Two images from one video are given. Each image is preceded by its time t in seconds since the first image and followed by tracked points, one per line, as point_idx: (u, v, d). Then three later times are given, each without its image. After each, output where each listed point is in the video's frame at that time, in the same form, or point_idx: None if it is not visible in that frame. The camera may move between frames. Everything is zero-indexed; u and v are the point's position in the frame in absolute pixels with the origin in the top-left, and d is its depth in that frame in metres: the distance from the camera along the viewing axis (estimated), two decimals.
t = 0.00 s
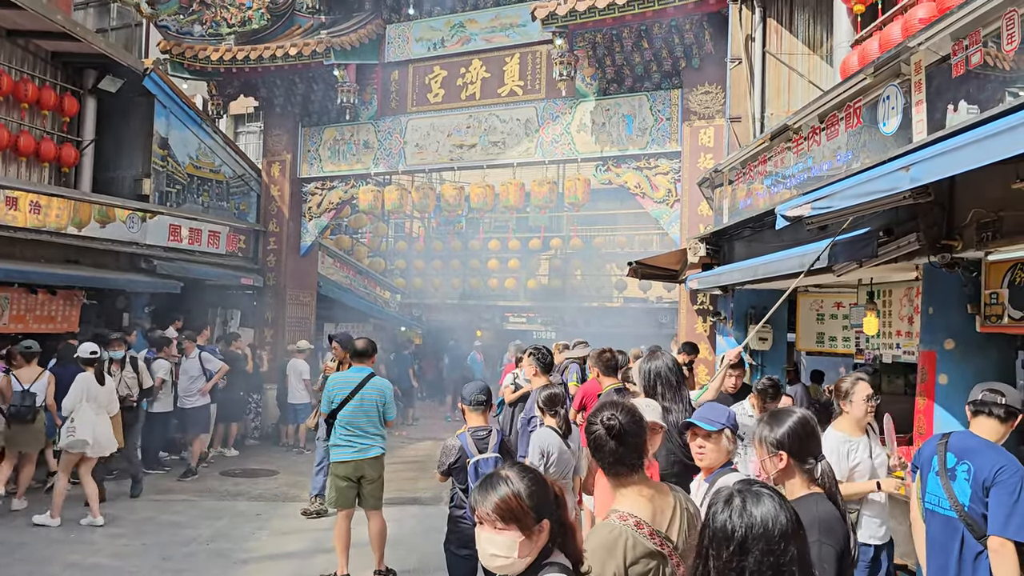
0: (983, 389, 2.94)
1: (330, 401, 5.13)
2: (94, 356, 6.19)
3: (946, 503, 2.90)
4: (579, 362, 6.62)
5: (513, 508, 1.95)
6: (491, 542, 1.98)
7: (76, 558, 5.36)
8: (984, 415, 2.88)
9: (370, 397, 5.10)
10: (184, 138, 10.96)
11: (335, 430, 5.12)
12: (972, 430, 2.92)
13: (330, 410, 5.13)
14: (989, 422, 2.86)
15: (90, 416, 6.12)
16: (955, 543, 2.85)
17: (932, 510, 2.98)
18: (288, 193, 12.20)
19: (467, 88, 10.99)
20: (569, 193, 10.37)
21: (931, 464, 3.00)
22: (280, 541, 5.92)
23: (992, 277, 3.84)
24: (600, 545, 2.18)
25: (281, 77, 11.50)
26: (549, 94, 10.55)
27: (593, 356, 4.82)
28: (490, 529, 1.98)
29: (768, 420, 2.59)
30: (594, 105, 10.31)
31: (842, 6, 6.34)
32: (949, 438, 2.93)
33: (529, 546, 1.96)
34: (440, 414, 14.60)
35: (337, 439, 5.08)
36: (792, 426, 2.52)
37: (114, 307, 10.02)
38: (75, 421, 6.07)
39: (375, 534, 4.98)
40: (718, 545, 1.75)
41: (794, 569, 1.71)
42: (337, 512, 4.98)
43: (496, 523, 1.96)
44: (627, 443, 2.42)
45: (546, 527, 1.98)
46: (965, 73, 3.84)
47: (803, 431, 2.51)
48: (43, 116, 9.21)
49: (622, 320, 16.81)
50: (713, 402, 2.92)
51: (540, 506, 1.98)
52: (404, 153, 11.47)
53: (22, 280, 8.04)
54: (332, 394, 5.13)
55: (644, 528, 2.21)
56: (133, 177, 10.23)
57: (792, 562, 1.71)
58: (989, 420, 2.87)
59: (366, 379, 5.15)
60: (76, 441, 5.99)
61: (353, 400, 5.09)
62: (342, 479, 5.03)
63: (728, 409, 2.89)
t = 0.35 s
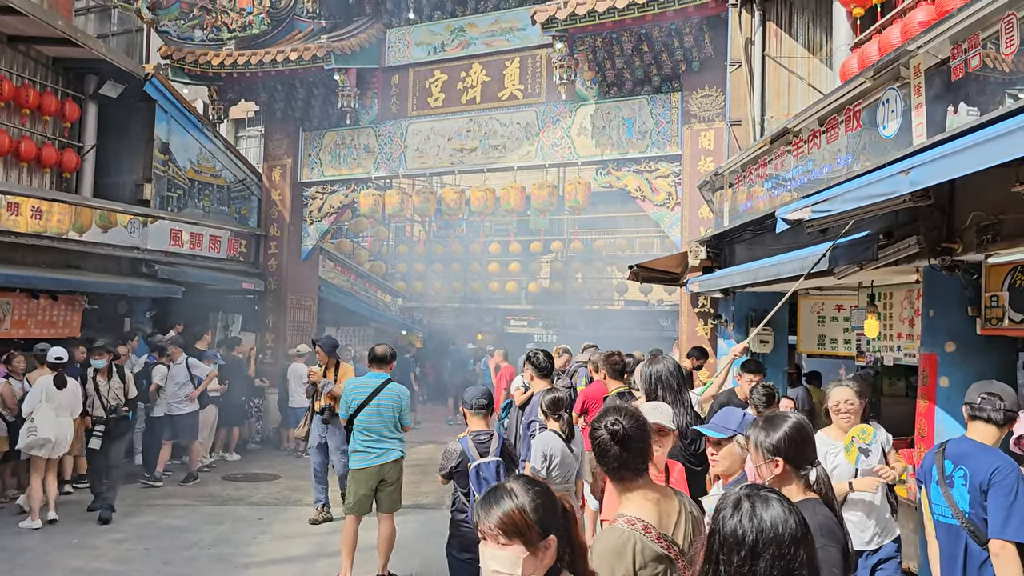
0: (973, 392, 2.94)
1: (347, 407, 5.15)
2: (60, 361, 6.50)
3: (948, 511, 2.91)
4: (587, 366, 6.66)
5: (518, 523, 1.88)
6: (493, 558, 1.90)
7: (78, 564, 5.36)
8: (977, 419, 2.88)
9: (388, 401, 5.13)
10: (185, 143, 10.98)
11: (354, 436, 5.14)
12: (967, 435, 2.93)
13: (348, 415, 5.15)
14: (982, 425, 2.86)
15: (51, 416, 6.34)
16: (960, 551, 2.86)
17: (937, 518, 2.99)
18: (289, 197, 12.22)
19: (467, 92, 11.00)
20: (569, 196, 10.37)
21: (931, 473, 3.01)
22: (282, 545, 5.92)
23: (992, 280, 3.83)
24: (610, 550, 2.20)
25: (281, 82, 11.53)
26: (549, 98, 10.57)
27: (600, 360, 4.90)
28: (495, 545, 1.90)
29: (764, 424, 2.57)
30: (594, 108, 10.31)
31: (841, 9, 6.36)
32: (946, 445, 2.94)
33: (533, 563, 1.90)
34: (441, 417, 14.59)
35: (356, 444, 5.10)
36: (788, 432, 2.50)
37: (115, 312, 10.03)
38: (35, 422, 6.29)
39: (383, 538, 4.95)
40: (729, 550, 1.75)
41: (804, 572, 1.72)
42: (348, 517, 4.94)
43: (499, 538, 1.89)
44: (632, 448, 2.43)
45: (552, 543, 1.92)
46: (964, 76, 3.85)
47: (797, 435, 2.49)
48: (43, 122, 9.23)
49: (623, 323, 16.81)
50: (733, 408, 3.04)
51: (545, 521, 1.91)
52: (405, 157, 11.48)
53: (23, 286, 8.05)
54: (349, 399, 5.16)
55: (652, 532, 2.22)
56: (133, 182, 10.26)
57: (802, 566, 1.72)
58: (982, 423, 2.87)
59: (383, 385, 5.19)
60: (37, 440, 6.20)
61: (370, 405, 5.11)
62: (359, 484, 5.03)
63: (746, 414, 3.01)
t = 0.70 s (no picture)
0: (982, 394, 2.91)
1: (357, 410, 5.16)
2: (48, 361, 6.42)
3: (952, 515, 2.90)
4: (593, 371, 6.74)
5: (516, 538, 1.87)
6: (492, 571, 1.89)
7: (78, 568, 5.35)
8: (987, 422, 2.85)
9: (394, 405, 5.11)
10: (184, 147, 10.98)
11: (362, 440, 5.16)
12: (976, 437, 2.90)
13: (357, 420, 5.16)
14: (993, 428, 2.83)
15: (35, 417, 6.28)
16: (963, 554, 2.85)
17: (939, 520, 2.98)
18: (289, 201, 12.22)
19: (466, 95, 11.02)
20: (568, 198, 10.37)
21: (937, 474, 2.99)
22: (282, 549, 5.90)
23: (992, 281, 3.82)
24: (613, 552, 2.18)
25: (281, 85, 11.54)
26: (548, 101, 10.57)
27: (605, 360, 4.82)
28: (492, 559, 1.90)
29: (764, 426, 2.57)
30: (594, 111, 10.31)
31: (840, 11, 6.37)
32: (955, 447, 2.92)
33: None
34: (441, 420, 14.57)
35: (363, 448, 5.10)
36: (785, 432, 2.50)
37: (115, 316, 10.02)
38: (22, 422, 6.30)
39: (388, 542, 4.93)
40: (731, 552, 1.74)
41: (806, 571, 1.72)
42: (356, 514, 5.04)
43: (497, 552, 1.89)
44: (636, 450, 2.43)
45: (553, 558, 1.89)
46: (964, 77, 3.85)
47: (794, 435, 2.50)
48: (43, 126, 9.24)
49: (623, 325, 16.80)
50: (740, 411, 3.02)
51: (546, 535, 1.89)
52: (404, 160, 11.50)
53: (23, 290, 8.05)
54: (356, 403, 5.16)
55: (655, 535, 2.22)
56: (133, 186, 10.26)
57: (804, 566, 1.72)
58: (992, 426, 2.84)
59: (389, 389, 5.18)
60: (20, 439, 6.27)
61: (377, 409, 5.11)
62: (368, 487, 5.05)
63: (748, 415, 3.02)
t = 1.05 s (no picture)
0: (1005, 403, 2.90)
1: (354, 418, 5.13)
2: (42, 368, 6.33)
3: (959, 525, 2.86)
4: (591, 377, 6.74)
5: (513, 550, 1.86)
6: None
7: None
8: (1005, 433, 2.83)
9: (392, 413, 5.07)
10: (183, 154, 11.00)
11: (360, 446, 5.14)
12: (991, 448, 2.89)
13: (355, 428, 5.13)
14: (1010, 439, 2.82)
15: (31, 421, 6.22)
16: (966, 565, 2.82)
17: (945, 529, 2.95)
18: (287, 208, 12.22)
19: (464, 103, 11.04)
20: (566, 206, 10.39)
21: (946, 482, 2.97)
22: (279, 557, 5.87)
23: (990, 288, 3.81)
24: (614, 561, 2.15)
25: (279, 94, 11.56)
26: (546, 108, 10.59)
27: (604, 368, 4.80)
28: (490, 570, 1.89)
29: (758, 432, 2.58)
30: (591, 118, 10.34)
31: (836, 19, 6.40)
32: (968, 455, 2.88)
33: None
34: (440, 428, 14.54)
35: (361, 454, 5.08)
36: (777, 438, 2.52)
37: (112, 324, 10.00)
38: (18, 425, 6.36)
39: (385, 551, 4.91)
40: (724, 560, 1.72)
41: None
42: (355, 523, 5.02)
43: (496, 564, 1.88)
44: (638, 456, 2.43)
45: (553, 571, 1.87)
46: (959, 84, 3.87)
47: (788, 441, 2.51)
48: (42, 134, 9.25)
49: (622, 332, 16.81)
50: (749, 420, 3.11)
51: (545, 547, 1.87)
52: (402, 167, 11.50)
53: (21, 298, 8.05)
54: (355, 411, 5.12)
55: (654, 543, 2.20)
56: (132, 194, 10.27)
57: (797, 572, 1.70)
58: (1010, 437, 2.83)
59: (387, 396, 5.13)
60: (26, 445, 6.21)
61: (375, 417, 5.07)
62: (365, 494, 5.04)
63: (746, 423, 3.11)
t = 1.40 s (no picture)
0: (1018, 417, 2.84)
1: (350, 429, 5.09)
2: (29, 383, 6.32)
3: (959, 539, 2.82)
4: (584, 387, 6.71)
5: (504, 559, 1.83)
6: None
7: None
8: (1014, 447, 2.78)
9: (387, 423, 5.04)
10: (183, 165, 11.04)
11: (356, 457, 5.10)
12: (1000, 462, 2.83)
13: (351, 439, 5.09)
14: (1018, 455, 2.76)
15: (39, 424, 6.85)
16: None
17: (945, 541, 2.90)
18: (287, 219, 12.23)
19: (463, 114, 11.08)
20: (566, 217, 10.40)
21: (950, 493, 2.92)
22: (274, 569, 5.82)
23: (986, 299, 3.80)
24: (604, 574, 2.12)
25: (280, 105, 11.62)
26: (545, 119, 10.60)
27: (601, 379, 4.73)
28: None
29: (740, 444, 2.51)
30: (590, 128, 10.37)
31: (834, 30, 6.41)
32: (975, 469, 2.82)
33: None
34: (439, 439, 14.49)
35: (357, 465, 5.04)
36: (758, 448, 2.45)
37: (111, 334, 9.99)
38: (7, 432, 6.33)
39: (381, 562, 4.86)
40: (717, 571, 1.69)
41: None
42: (350, 535, 4.97)
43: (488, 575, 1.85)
44: (628, 467, 2.39)
45: None
46: (954, 94, 3.86)
47: (770, 451, 2.45)
48: (42, 145, 9.28)
49: (622, 343, 16.78)
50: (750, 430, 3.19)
51: (537, 556, 1.84)
52: (402, 178, 11.52)
53: (19, 308, 8.04)
54: (350, 422, 5.08)
55: (645, 554, 2.17)
56: (131, 204, 10.29)
57: None
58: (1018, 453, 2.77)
59: (382, 407, 5.09)
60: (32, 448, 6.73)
61: (370, 427, 5.04)
62: (362, 506, 5.00)
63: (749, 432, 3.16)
